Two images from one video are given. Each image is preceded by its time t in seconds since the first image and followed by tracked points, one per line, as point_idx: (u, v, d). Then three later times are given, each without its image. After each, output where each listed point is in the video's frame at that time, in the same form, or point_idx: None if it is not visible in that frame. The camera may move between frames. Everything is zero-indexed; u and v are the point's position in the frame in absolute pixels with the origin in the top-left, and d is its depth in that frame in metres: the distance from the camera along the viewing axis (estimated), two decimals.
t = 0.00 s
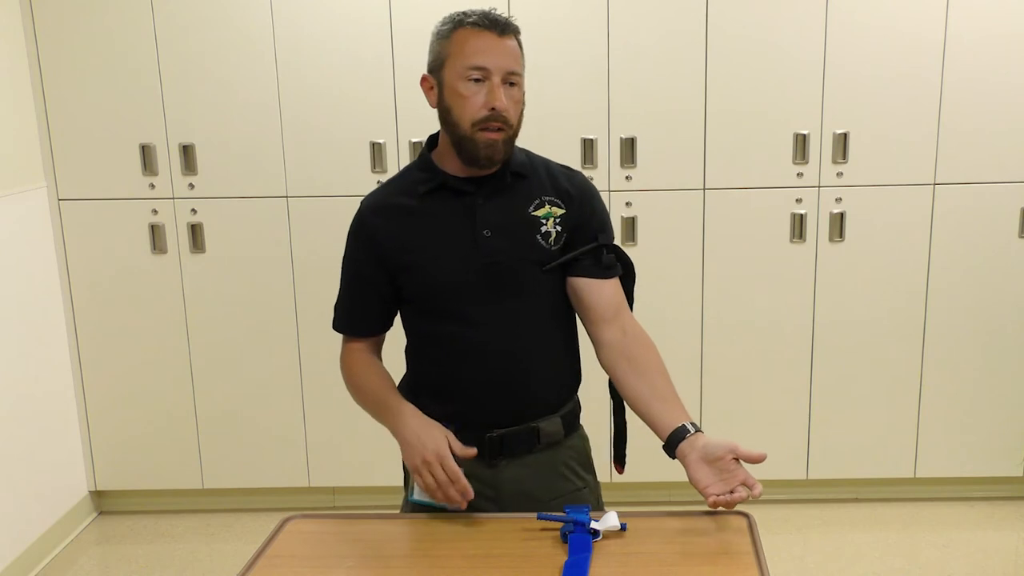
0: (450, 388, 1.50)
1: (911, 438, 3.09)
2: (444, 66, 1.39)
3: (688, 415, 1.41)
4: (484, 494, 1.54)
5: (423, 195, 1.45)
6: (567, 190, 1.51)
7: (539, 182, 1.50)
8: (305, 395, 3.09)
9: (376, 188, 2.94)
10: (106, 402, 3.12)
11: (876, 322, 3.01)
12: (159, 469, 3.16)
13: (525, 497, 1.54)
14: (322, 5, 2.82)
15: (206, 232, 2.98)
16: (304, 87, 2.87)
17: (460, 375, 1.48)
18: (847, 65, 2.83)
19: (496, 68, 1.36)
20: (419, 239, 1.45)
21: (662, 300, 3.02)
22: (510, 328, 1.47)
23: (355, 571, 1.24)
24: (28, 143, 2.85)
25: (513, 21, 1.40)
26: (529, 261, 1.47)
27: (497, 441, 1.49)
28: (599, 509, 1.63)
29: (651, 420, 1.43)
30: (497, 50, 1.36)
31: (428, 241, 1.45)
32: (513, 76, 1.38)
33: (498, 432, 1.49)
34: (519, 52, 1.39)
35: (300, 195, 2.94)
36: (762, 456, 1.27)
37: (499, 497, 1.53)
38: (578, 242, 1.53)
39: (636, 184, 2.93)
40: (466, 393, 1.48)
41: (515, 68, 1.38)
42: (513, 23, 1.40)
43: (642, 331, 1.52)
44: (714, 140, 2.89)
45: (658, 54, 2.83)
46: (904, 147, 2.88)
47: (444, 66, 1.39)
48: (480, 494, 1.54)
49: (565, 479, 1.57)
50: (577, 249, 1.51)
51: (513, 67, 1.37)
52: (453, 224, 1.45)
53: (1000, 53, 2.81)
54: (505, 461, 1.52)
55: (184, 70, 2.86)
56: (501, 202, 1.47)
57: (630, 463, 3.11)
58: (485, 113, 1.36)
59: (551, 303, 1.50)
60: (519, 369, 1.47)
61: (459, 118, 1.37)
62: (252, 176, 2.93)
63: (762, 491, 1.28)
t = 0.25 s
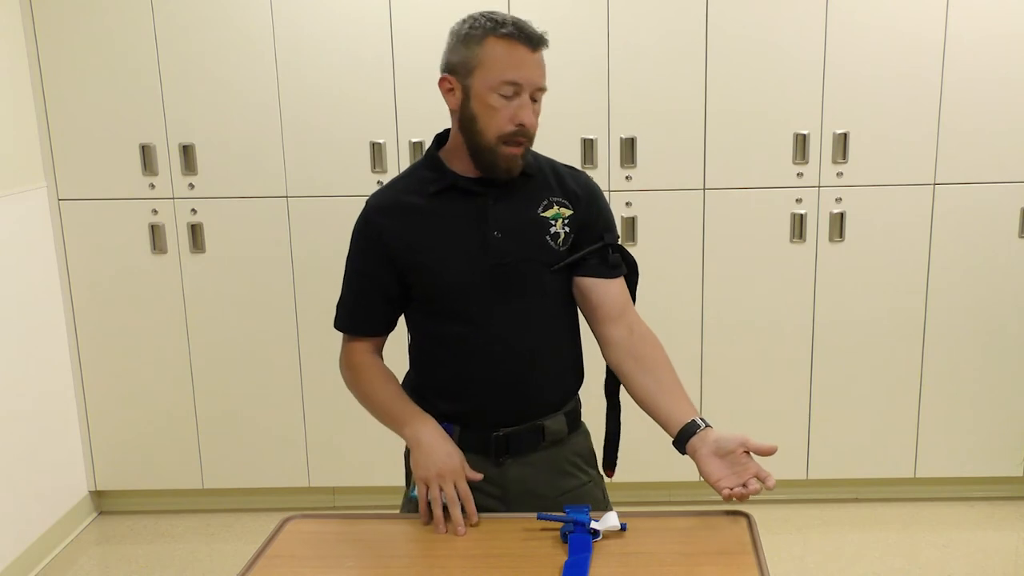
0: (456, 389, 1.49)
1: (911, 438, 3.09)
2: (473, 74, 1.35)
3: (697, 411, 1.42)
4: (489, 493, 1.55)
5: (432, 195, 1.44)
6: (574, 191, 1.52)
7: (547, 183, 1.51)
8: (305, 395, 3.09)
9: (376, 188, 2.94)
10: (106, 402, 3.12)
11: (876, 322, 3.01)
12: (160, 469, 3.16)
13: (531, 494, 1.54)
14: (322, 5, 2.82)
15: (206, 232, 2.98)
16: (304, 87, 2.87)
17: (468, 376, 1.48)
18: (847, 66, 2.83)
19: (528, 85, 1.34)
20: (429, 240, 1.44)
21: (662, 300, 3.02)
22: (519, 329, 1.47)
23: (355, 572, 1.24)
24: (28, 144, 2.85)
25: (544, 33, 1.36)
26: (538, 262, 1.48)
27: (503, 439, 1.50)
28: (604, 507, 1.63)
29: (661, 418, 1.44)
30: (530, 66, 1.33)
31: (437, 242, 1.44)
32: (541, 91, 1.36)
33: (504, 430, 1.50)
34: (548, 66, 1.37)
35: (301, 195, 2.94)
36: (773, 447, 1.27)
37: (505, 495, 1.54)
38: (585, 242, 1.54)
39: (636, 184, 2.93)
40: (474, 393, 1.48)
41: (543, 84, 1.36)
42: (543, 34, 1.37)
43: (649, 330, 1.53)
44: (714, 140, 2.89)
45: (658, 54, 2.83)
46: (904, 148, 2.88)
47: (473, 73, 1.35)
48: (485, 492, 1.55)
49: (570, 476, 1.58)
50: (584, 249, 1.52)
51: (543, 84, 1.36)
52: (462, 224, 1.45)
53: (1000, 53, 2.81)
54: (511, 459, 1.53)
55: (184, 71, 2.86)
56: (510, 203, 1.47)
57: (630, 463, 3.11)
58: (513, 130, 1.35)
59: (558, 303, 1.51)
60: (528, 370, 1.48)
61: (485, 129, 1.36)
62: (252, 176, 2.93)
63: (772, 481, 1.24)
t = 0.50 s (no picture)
0: (456, 388, 1.49)
1: (911, 438, 3.09)
2: (495, 85, 1.35)
3: (697, 407, 1.42)
4: (489, 491, 1.55)
5: (436, 195, 1.44)
6: (575, 191, 1.52)
7: (548, 184, 1.51)
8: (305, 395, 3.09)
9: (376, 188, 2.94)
10: (106, 402, 3.12)
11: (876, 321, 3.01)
12: (160, 469, 3.16)
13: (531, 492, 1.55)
14: (322, 5, 2.82)
15: (206, 232, 2.98)
16: (304, 87, 2.87)
17: (470, 376, 1.48)
18: (847, 65, 2.83)
19: (550, 99, 1.36)
20: (432, 240, 1.43)
21: (662, 300, 3.02)
22: (521, 330, 1.47)
23: (356, 572, 1.24)
24: (28, 144, 2.85)
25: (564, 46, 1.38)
26: (539, 262, 1.48)
27: (504, 438, 1.50)
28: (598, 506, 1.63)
29: (661, 414, 1.44)
30: (554, 82, 1.35)
31: (441, 242, 1.44)
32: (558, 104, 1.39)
33: (505, 429, 1.50)
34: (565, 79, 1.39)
35: (301, 195, 2.94)
36: (772, 441, 1.28)
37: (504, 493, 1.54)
38: (585, 242, 1.54)
39: (636, 184, 2.93)
40: (475, 392, 1.48)
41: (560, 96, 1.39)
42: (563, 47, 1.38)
43: (648, 329, 1.53)
44: (714, 140, 2.89)
45: (658, 54, 2.83)
46: (904, 148, 2.88)
47: (497, 85, 1.34)
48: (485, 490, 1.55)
49: (568, 475, 1.58)
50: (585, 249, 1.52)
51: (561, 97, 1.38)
52: (465, 224, 1.44)
53: (1000, 52, 2.81)
54: (512, 458, 1.53)
55: (184, 71, 2.86)
56: (513, 204, 1.47)
57: (630, 463, 3.11)
58: (533, 142, 1.37)
59: (558, 303, 1.51)
60: (529, 369, 1.48)
61: (504, 140, 1.37)
62: (252, 176, 2.93)
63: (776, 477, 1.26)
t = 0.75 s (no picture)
0: (454, 387, 1.50)
1: (911, 438, 3.09)
2: (499, 88, 1.35)
3: (691, 407, 1.43)
4: (485, 489, 1.55)
5: (436, 196, 1.44)
6: (572, 192, 1.53)
7: (546, 184, 1.51)
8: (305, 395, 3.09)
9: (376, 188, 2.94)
10: (106, 402, 3.12)
11: (875, 321, 3.01)
12: (159, 469, 3.16)
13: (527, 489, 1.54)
14: (322, 5, 2.82)
15: (206, 232, 2.98)
16: (304, 87, 2.87)
17: (468, 376, 1.48)
18: (847, 65, 2.83)
19: (553, 103, 1.36)
20: (433, 240, 1.43)
21: (662, 300, 3.02)
22: (520, 330, 1.47)
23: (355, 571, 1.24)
24: (28, 144, 2.85)
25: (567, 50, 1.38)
26: (538, 262, 1.48)
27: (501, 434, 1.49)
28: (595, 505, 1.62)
29: (655, 414, 1.45)
30: (557, 85, 1.36)
31: (441, 242, 1.44)
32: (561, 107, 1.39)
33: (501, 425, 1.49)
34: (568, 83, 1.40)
35: (301, 194, 2.94)
36: (766, 442, 1.29)
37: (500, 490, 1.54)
38: (582, 242, 1.53)
39: (636, 184, 2.93)
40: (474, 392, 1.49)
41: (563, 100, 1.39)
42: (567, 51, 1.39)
43: (643, 329, 1.54)
44: (714, 140, 2.89)
45: (658, 54, 2.83)
46: (904, 148, 2.88)
47: (500, 87, 1.35)
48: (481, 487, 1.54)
49: (564, 472, 1.57)
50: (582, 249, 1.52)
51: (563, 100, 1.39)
52: (464, 225, 1.44)
53: (1000, 52, 2.81)
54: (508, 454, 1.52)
55: (184, 70, 2.86)
56: (512, 204, 1.47)
57: (629, 463, 3.11)
58: (535, 145, 1.37)
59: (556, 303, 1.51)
60: (527, 369, 1.49)
61: (507, 142, 1.37)
62: (252, 176, 2.93)
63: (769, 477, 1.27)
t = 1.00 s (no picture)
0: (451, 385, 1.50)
1: (910, 438, 3.09)
2: (494, 88, 1.35)
3: (688, 403, 1.43)
4: (483, 487, 1.54)
5: (435, 195, 1.44)
6: (567, 191, 1.54)
7: (542, 183, 1.52)
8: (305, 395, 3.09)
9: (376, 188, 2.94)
10: (106, 401, 3.12)
11: (875, 321, 3.01)
12: (159, 469, 3.16)
13: (525, 488, 1.55)
14: (322, 5, 2.82)
15: (206, 232, 2.98)
16: (304, 87, 2.87)
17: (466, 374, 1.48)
18: (847, 65, 2.83)
19: (548, 102, 1.37)
20: (432, 239, 1.43)
21: (662, 299, 3.02)
22: (518, 329, 1.47)
23: (355, 571, 1.24)
24: (28, 144, 2.85)
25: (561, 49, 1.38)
26: (535, 261, 1.48)
27: (499, 431, 1.49)
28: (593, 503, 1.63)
29: (651, 410, 1.45)
30: (552, 84, 1.36)
31: (440, 241, 1.43)
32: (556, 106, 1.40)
33: (498, 422, 1.49)
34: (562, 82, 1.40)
35: (301, 194, 2.94)
36: (763, 436, 1.29)
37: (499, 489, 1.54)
38: (577, 241, 1.55)
39: (636, 184, 2.93)
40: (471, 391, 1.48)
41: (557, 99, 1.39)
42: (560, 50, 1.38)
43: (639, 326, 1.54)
44: (714, 139, 2.89)
45: (658, 54, 2.83)
46: (904, 147, 2.88)
47: (495, 87, 1.35)
48: (479, 486, 1.54)
49: (563, 470, 1.58)
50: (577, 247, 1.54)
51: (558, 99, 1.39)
52: (463, 224, 1.45)
53: (999, 51, 2.81)
54: (506, 451, 1.52)
55: (183, 70, 2.86)
56: (510, 204, 1.48)
57: (629, 463, 3.11)
58: (531, 144, 1.38)
59: (552, 302, 1.52)
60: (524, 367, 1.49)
61: (502, 142, 1.37)
62: (252, 175, 2.93)
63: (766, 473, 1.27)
